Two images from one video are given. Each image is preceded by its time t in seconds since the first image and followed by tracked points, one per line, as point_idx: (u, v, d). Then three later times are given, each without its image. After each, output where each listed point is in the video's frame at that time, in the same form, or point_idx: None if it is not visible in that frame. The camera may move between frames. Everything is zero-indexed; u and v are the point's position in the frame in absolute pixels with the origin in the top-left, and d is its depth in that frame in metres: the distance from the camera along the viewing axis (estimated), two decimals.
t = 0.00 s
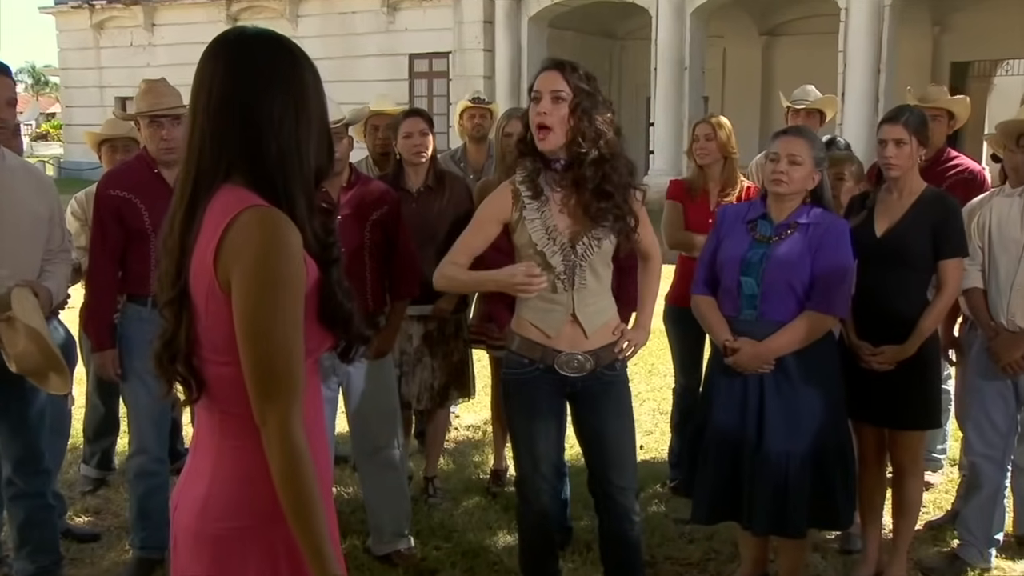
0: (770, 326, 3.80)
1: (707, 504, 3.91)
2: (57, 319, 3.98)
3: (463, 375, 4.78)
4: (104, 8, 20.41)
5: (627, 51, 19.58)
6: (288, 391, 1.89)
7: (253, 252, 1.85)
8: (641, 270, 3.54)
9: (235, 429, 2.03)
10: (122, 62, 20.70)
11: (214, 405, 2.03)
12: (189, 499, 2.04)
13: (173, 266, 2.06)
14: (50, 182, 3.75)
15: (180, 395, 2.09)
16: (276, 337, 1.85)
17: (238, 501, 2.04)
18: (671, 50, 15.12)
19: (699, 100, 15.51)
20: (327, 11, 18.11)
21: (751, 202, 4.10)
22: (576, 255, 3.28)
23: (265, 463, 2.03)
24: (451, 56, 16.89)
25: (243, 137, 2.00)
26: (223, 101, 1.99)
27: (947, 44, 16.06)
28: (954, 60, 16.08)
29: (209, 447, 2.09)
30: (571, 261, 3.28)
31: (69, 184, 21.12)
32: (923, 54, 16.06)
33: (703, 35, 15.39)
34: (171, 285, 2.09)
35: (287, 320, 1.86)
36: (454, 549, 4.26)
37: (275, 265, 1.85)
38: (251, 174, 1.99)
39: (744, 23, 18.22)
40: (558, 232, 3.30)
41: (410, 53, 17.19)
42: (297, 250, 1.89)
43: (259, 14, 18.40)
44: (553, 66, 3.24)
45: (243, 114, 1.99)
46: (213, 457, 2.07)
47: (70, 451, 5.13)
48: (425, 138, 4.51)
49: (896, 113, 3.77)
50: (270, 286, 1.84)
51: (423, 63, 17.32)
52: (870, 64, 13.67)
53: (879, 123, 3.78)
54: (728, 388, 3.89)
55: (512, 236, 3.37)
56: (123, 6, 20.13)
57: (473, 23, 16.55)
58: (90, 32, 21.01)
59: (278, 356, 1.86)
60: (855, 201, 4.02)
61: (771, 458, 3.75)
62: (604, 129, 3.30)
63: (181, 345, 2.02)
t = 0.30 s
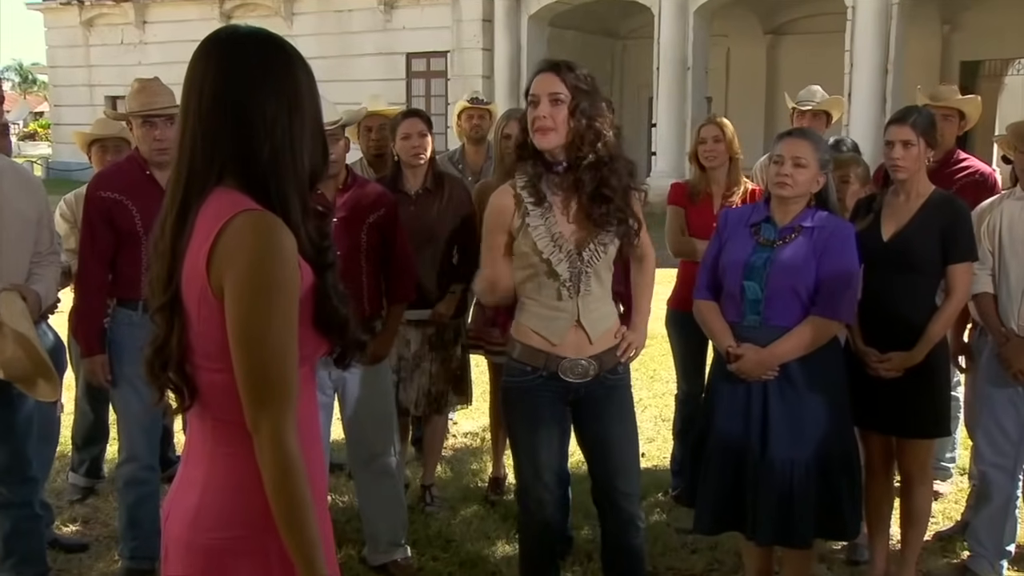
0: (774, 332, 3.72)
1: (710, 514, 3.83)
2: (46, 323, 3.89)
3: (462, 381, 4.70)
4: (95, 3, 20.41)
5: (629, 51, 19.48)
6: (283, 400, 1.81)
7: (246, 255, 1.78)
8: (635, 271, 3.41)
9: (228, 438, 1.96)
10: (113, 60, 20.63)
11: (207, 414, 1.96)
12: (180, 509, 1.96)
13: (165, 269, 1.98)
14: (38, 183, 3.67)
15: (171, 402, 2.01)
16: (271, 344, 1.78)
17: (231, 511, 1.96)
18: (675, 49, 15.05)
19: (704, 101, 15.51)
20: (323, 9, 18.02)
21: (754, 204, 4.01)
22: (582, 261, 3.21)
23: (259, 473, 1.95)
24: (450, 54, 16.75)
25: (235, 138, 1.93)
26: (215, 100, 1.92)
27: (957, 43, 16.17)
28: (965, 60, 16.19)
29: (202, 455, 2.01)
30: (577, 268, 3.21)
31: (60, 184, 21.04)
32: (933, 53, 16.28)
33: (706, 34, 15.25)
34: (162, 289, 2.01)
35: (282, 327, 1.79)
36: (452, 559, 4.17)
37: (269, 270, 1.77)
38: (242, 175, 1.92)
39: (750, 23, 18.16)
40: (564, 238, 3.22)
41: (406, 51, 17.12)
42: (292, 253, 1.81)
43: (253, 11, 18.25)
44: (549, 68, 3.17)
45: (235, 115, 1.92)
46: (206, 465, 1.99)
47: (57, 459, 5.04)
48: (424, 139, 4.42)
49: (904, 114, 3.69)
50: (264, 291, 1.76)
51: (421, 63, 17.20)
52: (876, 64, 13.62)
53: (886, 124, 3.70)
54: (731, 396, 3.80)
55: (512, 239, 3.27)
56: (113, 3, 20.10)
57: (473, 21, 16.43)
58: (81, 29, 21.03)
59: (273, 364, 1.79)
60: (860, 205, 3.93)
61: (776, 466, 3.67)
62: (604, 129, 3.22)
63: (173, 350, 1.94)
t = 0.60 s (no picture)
0: (779, 337, 3.64)
1: (713, 523, 3.75)
2: (37, 327, 3.82)
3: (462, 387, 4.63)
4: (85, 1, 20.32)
5: (631, 49, 19.32)
6: (281, 406, 1.80)
7: (242, 260, 1.77)
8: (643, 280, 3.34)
9: (223, 445, 1.93)
10: (105, 59, 20.53)
11: (201, 421, 1.93)
12: (174, 517, 1.92)
13: (159, 274, 1.97)
14: (28, 184, 3.60)
15: (165, 409, 1.99)
16: (268, 349, 1.77)
17: (227, 520, 1.93)
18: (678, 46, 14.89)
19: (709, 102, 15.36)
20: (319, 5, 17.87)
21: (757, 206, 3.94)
22: (581, 268, 3.14)
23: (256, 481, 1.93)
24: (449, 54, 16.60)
25: (231, 138, 1.92)
26: (210, 99, 1.90)
27: (965, 41, 15.96)
28: (975, 58, 15.94)
29: (196, 463, 1.98)
30: (576, 274, 3.14)
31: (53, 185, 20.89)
32: (943, 52, 16.09)
33: (710, 33, 15.14)
34: (155, 293, 1.99)
35: (279, 331, 1.78)
36: (451, 568, 4.09)
37: (267, 274, 1.76)
38: (237, 175, 1.91)
39: (756, 20, 17.97)
40: (563, 244, 3.15)
41: (406, 49, 16.95)
42: (289, 257, 1.80)
43: (250, 9, 18.11)
44: (547, 72, 3.10)
45: (231, 115, 1.91)
46: (201, 473, 1.96)
47: (47, 467, 4.96)
48: (423, 140, 4.35)
49: (913, 113, 3.61)
50: (261, 296, 1.75)
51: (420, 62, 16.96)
52: (885, 63, 13.43)
53: (894, 124, 3.63)
54: (734, 401, 3.74)
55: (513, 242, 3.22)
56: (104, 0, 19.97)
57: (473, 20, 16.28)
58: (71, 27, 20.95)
59: (271, 369, 1.78)
60: (868, 206, 3.85)
61: (781, 474, 3.60)
62: (603, 135, 3.13)
63: (167, 356, 1.92)
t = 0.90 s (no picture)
0: (783, 342, 3.55)
1: (715, 533, 3.66)
2: (22, 332, 3.73)
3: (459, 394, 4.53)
4: None
5: (631, 49, 18.43)
6: (272, 414, 1.76)
7: (232, 265, 1.72)
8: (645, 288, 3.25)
9: (212, 454, 1.88)
10: (88, 56, 19.97)
11: (191, 430, 1.88)
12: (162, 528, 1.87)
13: (147, 278, 1.92)
14: (12, 186, 3.50)
15: (154, 417, 1.94)
16: (259, 356, 1.72)
17: (216, 531, 1.88)
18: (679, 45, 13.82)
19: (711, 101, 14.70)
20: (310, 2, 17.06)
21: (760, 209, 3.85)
22: (580, 272, 3.04)
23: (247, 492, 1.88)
24: (444, 54, 15.74)
25: (222, 140, 1.87)
26: (200, 99, 1.86)
27: (975, 40, 15.11)
28: (983, 56, 15.11)
29: (185, 472, 1.93)
30: (575, 278, 3.04)
31: (40, 188, 20.56)
32: (951, 51, 15.25)
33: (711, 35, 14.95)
34: (144, 298, 1.94)
35: (271, 338, 1.73)
36: None
37: (258, 279, 1.71)
38: (228, 177, 1.86)
39: (757, 18, 17.00)
40: (561, 247, 3.06)
41: (401, 49, 16.10)
42: (281, 263, 1.76)
43: (242, 7, 17.73)
44: (545, 73, 3.02)
45: (221, 117, 1.86)
46: (189, 482, 1.91)
47: (31, 476, 4.86)
48: (419, 141, 4.26)
49: (921, 113, 3.54)
50: (252, 301, 1.70)
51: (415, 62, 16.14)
52: (894, 61, 12.25)
53: (902, 125, 3.55)
54: (738, 408, 3.65)
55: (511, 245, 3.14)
56: None
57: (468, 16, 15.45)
58: (55, 24, 20.42)
59: (262, 377, 1.73)
60: (874, 208, 3.76)
61: (785, 484, 3.51)
62: (603, 136, 3.05)
63: (156, 362, 1.88)
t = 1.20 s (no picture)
0: (788, 348, 3.47)
1: (721, 547, 3.57)
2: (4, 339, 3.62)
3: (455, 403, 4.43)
4: None
5: (631, 47, 18.24)
6: (262, 425, 1.68)
7: (221, 269, 1.64)
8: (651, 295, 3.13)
9: (200, 466, 1.80)
10: (72, 56, 19.34)
11: (178, 441, 1.80)
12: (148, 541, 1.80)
13: (134, 284, 1.84)
14: None
15: (139, 427, 1.86)
16: (248, 364, 1.64)
17: (204, 545, 1.81)
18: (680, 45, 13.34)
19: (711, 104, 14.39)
20: None
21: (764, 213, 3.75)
22: (579, 276, 2.94)
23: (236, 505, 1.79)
24: (438, 52, 15.13)
25: (211, 142, 1.79)
26: (188, 99, 1.78)
27: (986, 37, 14.75)
28: (995, 55, 14.69)
29: (172, 484, 1.85)
30: (574, 284, 2.94)
31: (25, 191, 20.11)
32: (961, 53, 14.90)
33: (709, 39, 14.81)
34: (130, 304, 1.86)
35: (261, 346, 1.65)
36: None
37: (248, 284, 1.63)
38: (216, 180, 1.78)
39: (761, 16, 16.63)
40: (561, 250, 2.95)
41: (394, 48, 15.57)
42: (271, 268, 1.68)
43: (233, 4, 17.18)
44: (553, 70, 2.92)
45: (210, 118, 1.78)
46: (176, 494, 1.83)
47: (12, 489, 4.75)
48: (413, 144, 4.17)
49: (929, 115, 3.46)
50: (241, 307, 1.63)
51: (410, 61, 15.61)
52: (900, 62, 11.93)
53: (910, 126, 3.48)
54: (742, 416, 3.56)
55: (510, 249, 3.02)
56: None
57: (464, 14, 14.80)
58: (40, 22, 19.70)
59: (251, 386, 1.65)
60: (881, 211, 3.67)
61: (792, 495, 3.41)
62: (606, 137, 2.96)
63: (142, 371, 1.80)
